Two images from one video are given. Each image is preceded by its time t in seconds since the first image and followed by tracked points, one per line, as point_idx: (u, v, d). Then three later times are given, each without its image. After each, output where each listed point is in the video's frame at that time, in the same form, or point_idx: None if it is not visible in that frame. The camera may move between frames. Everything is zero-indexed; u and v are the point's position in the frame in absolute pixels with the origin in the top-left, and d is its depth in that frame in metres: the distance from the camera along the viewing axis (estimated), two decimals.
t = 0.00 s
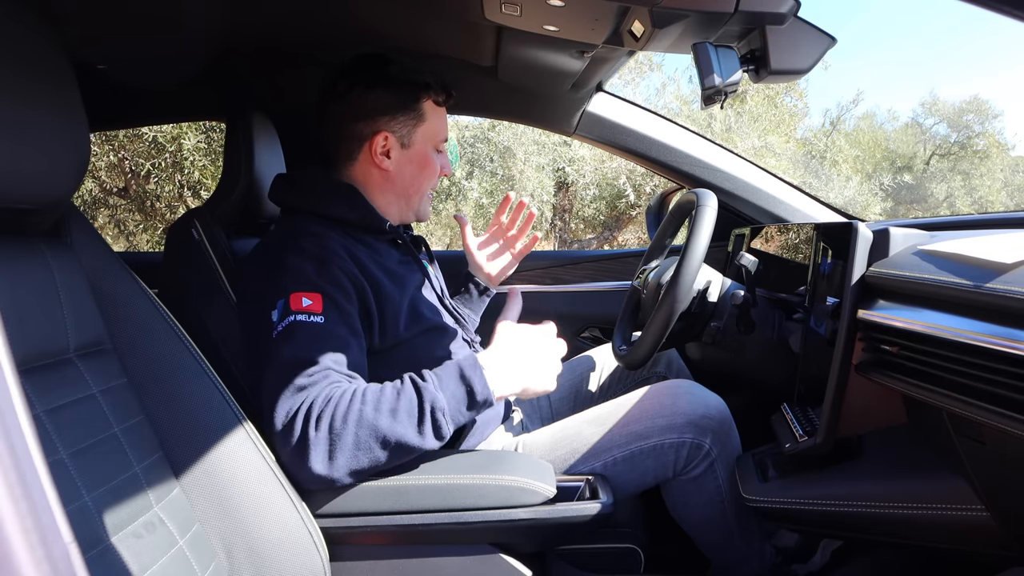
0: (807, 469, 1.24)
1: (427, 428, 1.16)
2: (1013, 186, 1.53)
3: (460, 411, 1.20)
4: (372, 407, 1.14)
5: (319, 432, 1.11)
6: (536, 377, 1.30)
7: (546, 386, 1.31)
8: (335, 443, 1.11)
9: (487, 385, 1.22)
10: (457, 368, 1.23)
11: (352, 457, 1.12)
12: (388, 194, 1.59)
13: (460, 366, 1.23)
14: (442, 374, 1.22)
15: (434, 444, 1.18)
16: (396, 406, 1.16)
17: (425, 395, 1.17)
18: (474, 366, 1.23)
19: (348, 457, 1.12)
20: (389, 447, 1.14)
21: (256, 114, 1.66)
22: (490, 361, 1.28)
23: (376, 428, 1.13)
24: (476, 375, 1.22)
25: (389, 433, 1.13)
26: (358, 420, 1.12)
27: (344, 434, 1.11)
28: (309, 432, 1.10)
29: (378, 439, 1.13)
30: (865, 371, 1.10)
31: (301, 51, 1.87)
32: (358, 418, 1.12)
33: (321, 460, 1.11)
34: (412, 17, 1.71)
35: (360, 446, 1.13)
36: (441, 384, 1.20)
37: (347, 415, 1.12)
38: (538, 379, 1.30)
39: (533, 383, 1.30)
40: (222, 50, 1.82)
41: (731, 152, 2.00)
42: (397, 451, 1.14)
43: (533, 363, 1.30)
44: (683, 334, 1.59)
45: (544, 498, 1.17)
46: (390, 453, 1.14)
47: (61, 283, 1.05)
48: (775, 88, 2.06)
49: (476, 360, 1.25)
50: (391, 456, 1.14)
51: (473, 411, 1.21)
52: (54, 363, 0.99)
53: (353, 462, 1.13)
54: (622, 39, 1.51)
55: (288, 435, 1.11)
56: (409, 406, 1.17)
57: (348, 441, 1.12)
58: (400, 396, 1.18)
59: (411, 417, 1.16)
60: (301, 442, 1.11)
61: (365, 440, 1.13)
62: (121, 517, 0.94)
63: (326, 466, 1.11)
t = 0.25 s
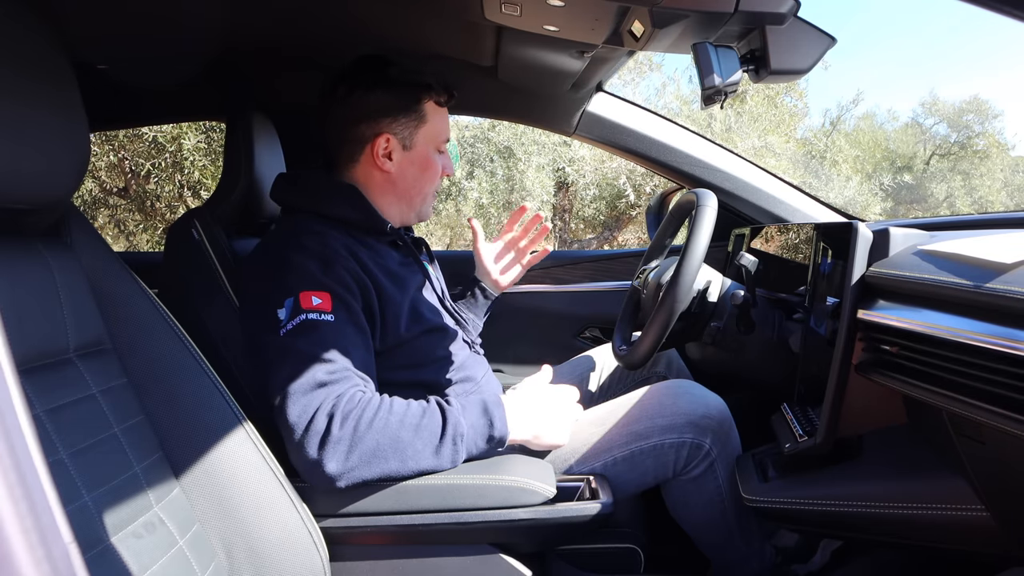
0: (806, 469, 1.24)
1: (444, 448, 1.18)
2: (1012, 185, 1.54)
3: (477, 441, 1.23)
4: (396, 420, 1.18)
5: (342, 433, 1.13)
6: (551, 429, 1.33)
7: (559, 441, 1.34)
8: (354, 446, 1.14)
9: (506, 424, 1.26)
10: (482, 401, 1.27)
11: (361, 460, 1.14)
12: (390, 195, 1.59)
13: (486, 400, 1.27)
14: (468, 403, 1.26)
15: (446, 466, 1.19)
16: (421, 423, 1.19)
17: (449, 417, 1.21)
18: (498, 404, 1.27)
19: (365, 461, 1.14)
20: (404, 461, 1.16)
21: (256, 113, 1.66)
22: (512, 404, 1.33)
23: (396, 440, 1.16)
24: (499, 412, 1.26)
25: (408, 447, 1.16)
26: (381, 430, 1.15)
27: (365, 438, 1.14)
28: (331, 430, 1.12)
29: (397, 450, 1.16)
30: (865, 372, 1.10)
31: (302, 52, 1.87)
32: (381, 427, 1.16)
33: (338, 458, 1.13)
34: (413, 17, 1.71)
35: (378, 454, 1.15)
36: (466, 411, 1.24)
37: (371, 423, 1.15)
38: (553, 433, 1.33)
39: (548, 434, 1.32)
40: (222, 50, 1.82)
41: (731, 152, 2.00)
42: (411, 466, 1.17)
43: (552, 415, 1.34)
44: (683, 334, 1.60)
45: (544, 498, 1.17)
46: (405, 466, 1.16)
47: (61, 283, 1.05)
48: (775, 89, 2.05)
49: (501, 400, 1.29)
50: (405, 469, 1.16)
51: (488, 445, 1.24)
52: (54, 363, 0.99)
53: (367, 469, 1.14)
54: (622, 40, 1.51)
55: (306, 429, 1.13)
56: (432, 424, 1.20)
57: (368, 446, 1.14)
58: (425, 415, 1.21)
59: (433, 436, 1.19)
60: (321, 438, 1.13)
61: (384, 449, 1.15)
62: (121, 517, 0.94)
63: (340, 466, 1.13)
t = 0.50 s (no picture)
0: (806, 469, 1.24)
1: (444, 447, 1.19)
2: (1012, 186, 1.54)
3: (478, 441, 1.23)
4: (396, 420, 1.18)
5: (342, 432, 1.13)
6: (552, 430, 1.33)
7: (560, 442, 1.34)
8: (354, 446, 1.14)
9: (506, 425, 1.27)
10: (482, 401, 1.27)
11: (360, 460, 1.14)
12: (391, 198, 1.59)
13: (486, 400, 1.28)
14: (468, 403, 1.27)
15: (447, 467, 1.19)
16: (421, 423, 1.20)
17: (449, 417, 1.21)
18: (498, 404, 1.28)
19: (365, 461, 1.14)
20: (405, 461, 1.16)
21: (256, 113, 1.66)
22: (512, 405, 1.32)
23: (397, 440, 1.16)
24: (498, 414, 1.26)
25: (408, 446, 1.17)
26: (381, 429, 1.16)
27: (365, 438, 1.14)
28: (331, 430, 1.13)
29: (397, 449, 1.16)
30: (865, 372, 1.10)
31: (302, 52, 1.87)
32: (381, 427, 1.16)
33: (337, 458, 1.13)
34: (413, 17, 1.71)
35: (377, 454, 1.15)
36: (465, 411, 1.25)
37: (371, 423, 1.15)
38: (554, 435, 1.33)
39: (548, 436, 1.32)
40: (222, 50, 1.82)
41: (731, 152, 2.00)
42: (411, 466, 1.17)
43: (552, 415, 1.34)
44: (683, 334, 1.59)
45: (544, 498, 1.17)
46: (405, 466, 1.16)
47: (61, 283, 1.05)
48: (775, 89, 2.05)
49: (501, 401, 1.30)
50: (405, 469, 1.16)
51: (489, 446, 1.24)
52: (54, 362, 0.99)
53: (368, 469, 1.14)
54: (622, 40, 1.51)
55: (305, 430, 1.13)
56: (432, 424, 1.20)
57: (369, 446, 1.15)
58: (425, 414, 1.22)
59: (433, 436, 1.19)
60: (321, 438, 1.13)
61: (384, 449, 1.16)
62: (121, 517, 0.94)
63: (340, 466, 1.13)
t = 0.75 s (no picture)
0: (806, 469, 1.24)
1: (445, 448, 1.19)
2: (1012, 186, 1.53)
3: (479, 442, 1.23)
4: (397, 420, 1.18)
5: (343, 431, 1.13)
6: (554, 431, 1.33)
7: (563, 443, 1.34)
8: (355, 445, 1.14)
9: (507, 425, 1.26)
10: (484, 403, 1.28)
11: (361, 459, 1.14)
12: (390, 198, 1.59)
13: (488, 402, 1.28)
14: (470, 405, 1.27)
15: (448, 467, 1.19)
16: (422, 423, 1.20)
17: (451, 418, 1.22)
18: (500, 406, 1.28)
19: (365, 460, 1.15)
20: (406, 460, 1.16)
21: (256, 113, 1.66)
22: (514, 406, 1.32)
23: (398, 439, 1.17)
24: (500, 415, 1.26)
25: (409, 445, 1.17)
26: (382, 429, 1.16)
27: (366, 437, 1.14)
28: (332, 428, 1.13)
29: (397, 449, 1.16)
30: (865, 372, 1.10)
31: (302, 52, 1.87)
32: (382, 427, 1.16)
33: (338, 457, 1.13)
34: (413, 17, 1.71)
35: (378, 453, 1.15)
36: (467, 412, 1.25)
37: (372, 422, 1.16)
38: (557, 436, 1.33)
39: (551, 437, 1.33)
40: (222, 50, 1.82)
41: (732, 152, 1.98)
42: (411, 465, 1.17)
43: (554, 417, 1.34)
44: (683, 333, 1.59)
45: (544, 498, 1.17)
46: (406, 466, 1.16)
47: (61, 283, 1.05)
48: (775, 89, 2.08)
49: (502, 403, 1.30)
50: (405, 469, 1.16)
51: (490, 448, 1.24)
52: (54, 362, 0.99)
53: (368, 468, 1.15)
54: (622, 40, 1.51)
55: (307, 429, 1.13)
56: (434, 424, 1.21)
57: (369, 446, 1.15)
58: (426, 415, 1.22)
59: (434, 436, 1.19)
60: (322, 436, 1.13)
61: (385, 448, 1.16)
62: (121, 517, 0.94)
63: (341, 465, 1.13)
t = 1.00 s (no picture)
0: (806, 469, 1.24)
1: (445, 446, 1.19)
2: (1012, 185, 1.54)
3: (479, 441, 1.23)
4: (397, 418, 1.19)
5: (343, 428, 1.13)
6: (556, 431, 1.33)
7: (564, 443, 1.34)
8: (354, 442, 1.14)
9: (506, 425, 1.26)
10: (484, 403, 1.28)
11: (360, 456, 1.15)
12: (387, 196, 1.59)
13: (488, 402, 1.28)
14: (470, 404, 1.27)
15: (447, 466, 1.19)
16: (421, 421, 1.20)
17: (450, 416, 1.22)
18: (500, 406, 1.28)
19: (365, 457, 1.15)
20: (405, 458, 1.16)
21: (256, 113, 1.66)
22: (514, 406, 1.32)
23: (397, 437, 1.17)
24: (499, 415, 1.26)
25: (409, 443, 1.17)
26: (381, 426, 1.16)
27: (365, 434, 1.14)
28: (332, 425, 1.13)
29: (397, 447, 1.16)
30: (865, 372, 1.10)
31: (302, 52, 1.87)
32: (382, 424, 1.16)
33: (337, 454, 1.13)
34: (413, 17, 1.71)
35: (377, 450, 1.15)
36: (467, 411, 1.25)
37: (371, 419, 1.16)
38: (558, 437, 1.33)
39: (552, 437, 1.32)
40: (221, 50, 1.82)
41: (732, 152, 2.00)
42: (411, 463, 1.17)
43: (555, 417, 1.33)
44: (683, 334, 1.58)
45: (544, 498, 1.17)
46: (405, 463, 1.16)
47: (61, 284, 1.05)
48: (775, 89, 2.05)
49: (502, 402, 1.30)
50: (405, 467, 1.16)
51: (490, 448, 1.24)
52: (54, 363, 0.99)
53: (368, 465, 1.15)
54: (622, 40, 1.51)
55: (306, 426, 1.13)
56: (433, 423, 1.21)
57: (369, 443, 1.15)
58: (425, 413, 1.22)
59: (433, 434, 1.19)
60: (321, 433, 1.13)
61: (385, 446, 1.16)
62: (121, 517, 0.94)
63: (340, 462, 1.13)
